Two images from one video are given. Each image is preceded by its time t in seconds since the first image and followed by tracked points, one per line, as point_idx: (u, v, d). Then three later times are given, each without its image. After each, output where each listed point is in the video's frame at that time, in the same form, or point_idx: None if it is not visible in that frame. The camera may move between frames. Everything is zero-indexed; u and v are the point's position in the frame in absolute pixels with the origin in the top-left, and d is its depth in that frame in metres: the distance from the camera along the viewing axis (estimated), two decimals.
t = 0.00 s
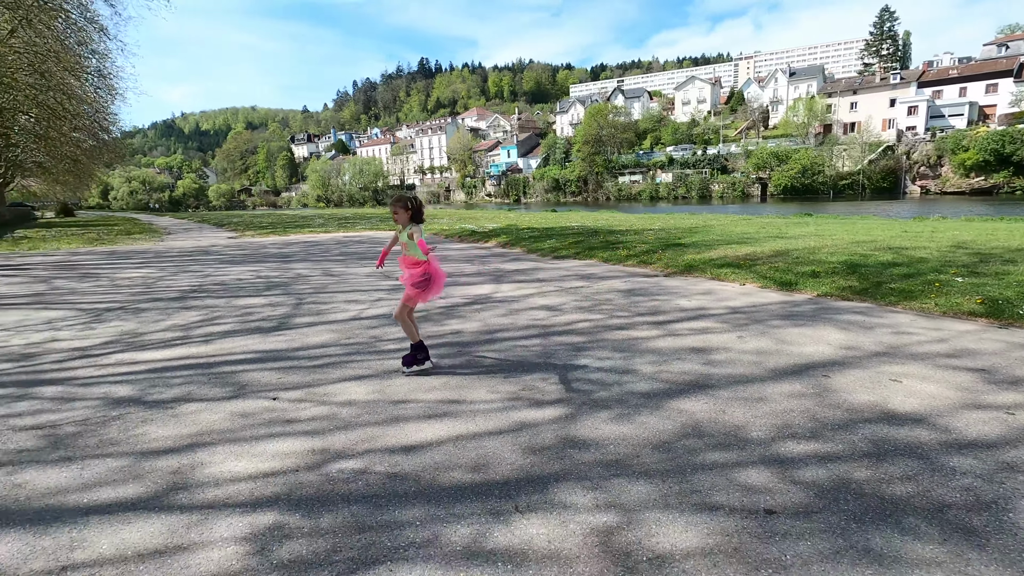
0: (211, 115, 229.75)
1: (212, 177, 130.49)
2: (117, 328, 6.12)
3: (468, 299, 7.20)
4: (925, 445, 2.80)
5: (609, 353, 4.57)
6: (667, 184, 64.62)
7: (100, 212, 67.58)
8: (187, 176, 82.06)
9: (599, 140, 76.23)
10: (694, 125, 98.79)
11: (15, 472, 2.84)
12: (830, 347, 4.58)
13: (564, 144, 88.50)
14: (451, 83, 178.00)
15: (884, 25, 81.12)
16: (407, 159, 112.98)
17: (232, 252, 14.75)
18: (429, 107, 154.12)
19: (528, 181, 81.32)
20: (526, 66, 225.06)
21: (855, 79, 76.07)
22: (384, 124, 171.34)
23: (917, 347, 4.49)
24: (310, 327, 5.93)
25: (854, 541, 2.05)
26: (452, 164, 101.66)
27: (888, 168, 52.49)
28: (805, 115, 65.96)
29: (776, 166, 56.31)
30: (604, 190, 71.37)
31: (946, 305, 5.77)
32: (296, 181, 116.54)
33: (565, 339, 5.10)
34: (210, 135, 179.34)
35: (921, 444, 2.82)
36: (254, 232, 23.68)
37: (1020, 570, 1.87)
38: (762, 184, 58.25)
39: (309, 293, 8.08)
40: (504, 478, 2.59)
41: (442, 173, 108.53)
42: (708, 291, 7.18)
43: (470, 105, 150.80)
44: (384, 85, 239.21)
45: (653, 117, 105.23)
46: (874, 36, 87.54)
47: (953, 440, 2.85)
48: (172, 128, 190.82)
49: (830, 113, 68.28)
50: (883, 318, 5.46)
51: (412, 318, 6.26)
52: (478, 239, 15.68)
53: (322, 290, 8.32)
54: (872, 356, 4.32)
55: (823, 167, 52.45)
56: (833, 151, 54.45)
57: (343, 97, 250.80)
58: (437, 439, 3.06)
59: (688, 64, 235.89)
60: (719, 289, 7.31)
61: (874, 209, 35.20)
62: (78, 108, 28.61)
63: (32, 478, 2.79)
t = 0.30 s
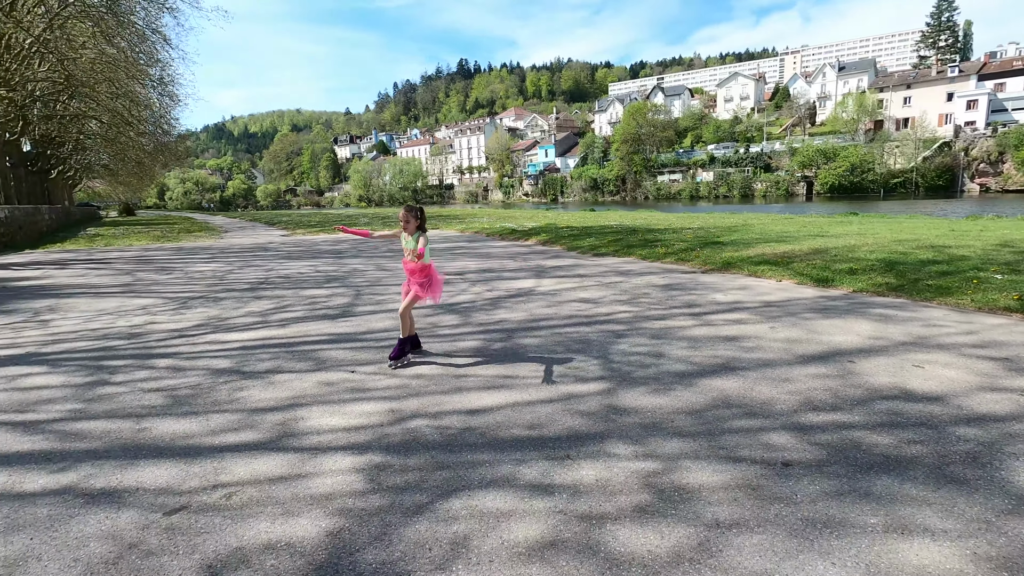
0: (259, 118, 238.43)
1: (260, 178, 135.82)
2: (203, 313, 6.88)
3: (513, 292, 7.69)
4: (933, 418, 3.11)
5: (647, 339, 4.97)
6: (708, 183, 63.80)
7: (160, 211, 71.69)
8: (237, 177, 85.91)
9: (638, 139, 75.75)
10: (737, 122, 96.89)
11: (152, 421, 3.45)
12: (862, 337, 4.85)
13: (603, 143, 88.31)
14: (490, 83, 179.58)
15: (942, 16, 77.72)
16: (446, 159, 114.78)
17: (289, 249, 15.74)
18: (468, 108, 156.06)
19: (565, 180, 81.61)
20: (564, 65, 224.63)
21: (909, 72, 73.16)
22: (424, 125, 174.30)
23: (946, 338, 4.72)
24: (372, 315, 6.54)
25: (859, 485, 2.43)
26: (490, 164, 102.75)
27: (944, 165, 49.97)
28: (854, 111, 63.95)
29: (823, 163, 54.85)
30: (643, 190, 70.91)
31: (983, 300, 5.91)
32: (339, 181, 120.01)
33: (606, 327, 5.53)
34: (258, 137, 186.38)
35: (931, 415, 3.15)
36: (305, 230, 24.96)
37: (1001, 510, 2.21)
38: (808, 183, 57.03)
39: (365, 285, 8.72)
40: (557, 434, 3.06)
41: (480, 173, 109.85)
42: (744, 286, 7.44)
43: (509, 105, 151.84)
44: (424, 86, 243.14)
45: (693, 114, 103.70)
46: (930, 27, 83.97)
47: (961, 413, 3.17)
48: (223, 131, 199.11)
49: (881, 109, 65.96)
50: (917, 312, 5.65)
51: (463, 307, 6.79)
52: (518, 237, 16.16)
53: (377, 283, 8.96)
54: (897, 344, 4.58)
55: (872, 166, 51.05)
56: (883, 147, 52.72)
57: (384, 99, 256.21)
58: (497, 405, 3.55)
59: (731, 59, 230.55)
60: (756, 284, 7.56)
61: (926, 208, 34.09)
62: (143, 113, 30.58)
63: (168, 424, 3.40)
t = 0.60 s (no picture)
0: (285, 120, 243.27)
1: (285, 178, 138.76)
2: (253, 300, 7.48)
3: (538, 284, 8.15)
4: (917, 388, 3.49)
5: (664, 325, 5.39)
6: (731, 183, 63.39)
7: (191, 210, 73.91)
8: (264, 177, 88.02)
9: (660, 139, 75.53)
10: (761, 122, 95.77)
11: (231, 383, 4.00)
12: (866, 324, 5.20)
13: (624, 143, 88.26)
14: (511, 84, 180.48)
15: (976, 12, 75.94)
16: (468, 159, 115.69)
17: (320, 245, 16.43)
18: (490, 109, 157.29)
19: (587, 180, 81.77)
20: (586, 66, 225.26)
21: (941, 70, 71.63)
22: (446, 125, 175.74)
23: (948, 326, 5.03)
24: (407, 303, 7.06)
25: (844, 437, 2.84)
26: (511, 164, 103.38)
27: (978, 165, 48.97)
28: (883, 111, 62.92)
29: (851, 163, 54.10)
30: (665, 190, 70.71)
31: (990, 292, 6.18)
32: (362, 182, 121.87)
33: (625, 315, 5.96)
34: (283, 138, 189.99)
35: (916, 386, 3.53)
36: (333, 228, 25.80)
37: (962, 454, 2.61)
38: (835, 183, 56.22)
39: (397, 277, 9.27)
40: (582, 396, 3.51)
41: (501, 173, 110.57)
42: (759, 280, 7.79)
43: (530, 106, 152.44)
44: (446, 87, 245.07)
45: (717, 114, 102.80)
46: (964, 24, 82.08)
47: (946, 384, 3.54)
48: (250, 131, 203.26)
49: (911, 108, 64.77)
50: (923, 303, 5.96)
51: (491, 297, 7.26)
52: (540, 235, 16.62)
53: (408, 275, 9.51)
54: (899, 331, 4.92)
55: (902, 165, 50.41)
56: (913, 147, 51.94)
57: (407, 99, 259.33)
58: (528, 374, 4.02)
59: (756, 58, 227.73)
60: (771, 278, 7.89)
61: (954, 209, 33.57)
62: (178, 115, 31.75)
63: (245, 386, 3.94)
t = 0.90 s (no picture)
0: (311, 123, 248.01)
1: (312, 180, 141.62)
2: (303, 294, 8.15)
3: (564, 282, 8.67)
4: (908, 373, 3.93)
5: (682, 319, 5.87)
6: (755, 187, 62.98)
7: (222, 211, 76.18)
8: (291, 179, 90.21)
9: (684, 142, 75.37)
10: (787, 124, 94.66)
11: (302, 361, 4.62)
12: (873, 320, 5.60)
13: (647, 146, 88.21)
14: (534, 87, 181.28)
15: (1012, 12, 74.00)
16: (490, 161, 116.60)
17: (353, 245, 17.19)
18: (513, 112, 158.31)
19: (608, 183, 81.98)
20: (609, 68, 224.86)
21: (975, 71, 69.96)
22: (468, 128, 177.19)
23: (951, 322, 5.39)
24: (443, 297, 7.65)
25: (835, 410, 3.30)
26: (534, 167, 104.05)
27: (1011, 168, 47.09)
28: (913, 113, 61.83)
29: (878, 166, 53.37)
30: (688, 193, 70.54)
31: (998, 293, 6.48)
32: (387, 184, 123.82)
33: (647, 310, 6.44)
34: (309, 140, 193.86)
35: (909, 371, 3.97)
36: (363, 229, 26.66)
37: (936, 423, 3.05)
38: (862, 187, 55.49)
39: (430, 275, 9.87)
40: (608, 374, 4.04)
41: (523, 176, 111.31)
42: (775, 280, 8.17)
43: (553, 108, 152.87)
44: (469, 90, 247.14)
45: (741, 116, 101.81)
46: (1000, 23, 80.03)
47: (936, 370, 3.96)
48: (277, 134, 207.81)
49: (942, 110, 63.50)
50: (932, 302, 6.29)
51: (520, 293, 7.81)
52: (564, 237, 17.11)
53: (440, 273, 10.11)
54: (903, 326, 5.31)
55: (932, 168, 49.59)
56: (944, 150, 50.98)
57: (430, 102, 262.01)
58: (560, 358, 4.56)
59: (783, 59, 224.51)
60: (787, 279, 8.26)
61: (986, 214, 33.00)
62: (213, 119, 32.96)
63: (315, 363, 4.56)
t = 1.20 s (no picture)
0: (333, 123, 251.64)
1: (333, 179, 143.91)
2: (339, 287, 8.79)
3: (582, 278, 9.19)
4: (890, 357, 4.40)
5: (691, 311, 6.35)
6: (777, 187, 62.70)
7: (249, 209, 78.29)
8: (314, 178, 92.10)
9: (704, 142, 75.14)
10: (810, 124, 93.54)
11: (349, 343, 5.23)
12: (870, 313, 6.02)
13: (667, 146, 88.06)
14: (554, 86, 181.59)
15: None
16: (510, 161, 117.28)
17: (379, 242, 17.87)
18: (533, 112, 158.93)
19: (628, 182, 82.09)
20: (629, 67, 224.11)
21: (1006, 69, 68.55)
22: (488, 128, 178.13)
23: (944, 315, 5.78)
24: (469, 290, 8.23)
25: (817, 383, 3.82)
26: (553, 166, 104.47)
27: None
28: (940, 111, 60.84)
29: (903, 167, 52.69)
30: (708, 193, 70.30)
31: (996, 291, 6.81)
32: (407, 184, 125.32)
33: (660, 303, 6.92)
34: (331, 139, 196.82)
35: (890, 355, 4.44)
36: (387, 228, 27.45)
37: (903, 395, 3.55)
38: (886, 188, 54.80)
39: (456, 271, 10.46)
40: (621, 355, 4.59)
41: (542, 175, 111.82)
42: (783, 277, 8.56)
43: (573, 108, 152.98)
44: (488, 90, 248.41)
45: (764, 115, 100.88)
46: None
47: (915, 355, 4.43)
48: (300, 134, 211.40)
49: (971, 109, 62.35)
50: (930, 298, 6.66)
51: (541, 287, 8.34)
52: (582, 236, 17.59)
53: (465, 269, 10.70)
54: (896, 318, 5.73)
55: (958, 169, 48.86)
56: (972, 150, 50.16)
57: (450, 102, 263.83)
58: (577, 342, 5.11)
59: (807, 57, 221.24)
60: (796, 276, 8.64)
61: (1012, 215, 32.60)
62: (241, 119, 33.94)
63: (360, 343, 5.17)
